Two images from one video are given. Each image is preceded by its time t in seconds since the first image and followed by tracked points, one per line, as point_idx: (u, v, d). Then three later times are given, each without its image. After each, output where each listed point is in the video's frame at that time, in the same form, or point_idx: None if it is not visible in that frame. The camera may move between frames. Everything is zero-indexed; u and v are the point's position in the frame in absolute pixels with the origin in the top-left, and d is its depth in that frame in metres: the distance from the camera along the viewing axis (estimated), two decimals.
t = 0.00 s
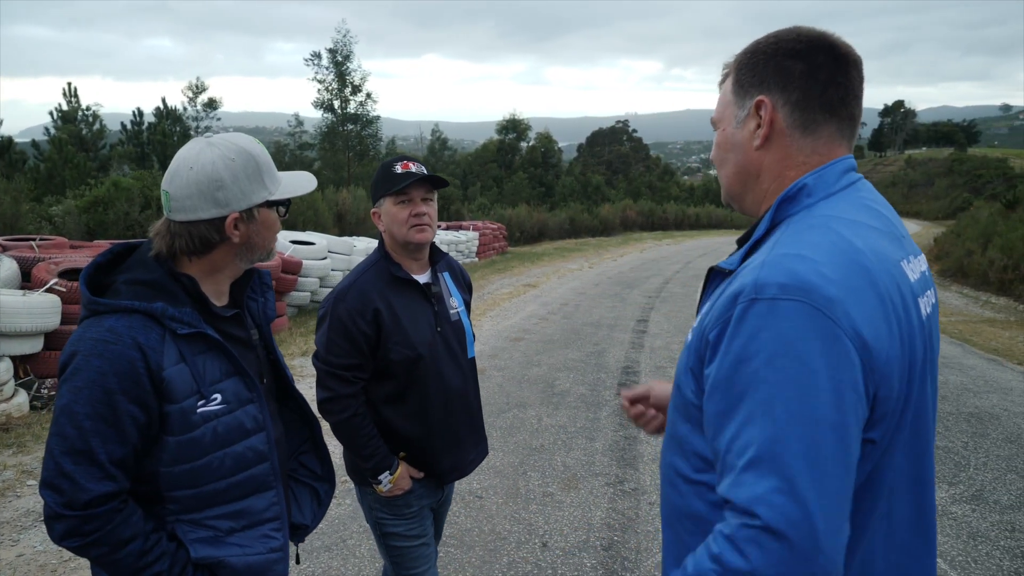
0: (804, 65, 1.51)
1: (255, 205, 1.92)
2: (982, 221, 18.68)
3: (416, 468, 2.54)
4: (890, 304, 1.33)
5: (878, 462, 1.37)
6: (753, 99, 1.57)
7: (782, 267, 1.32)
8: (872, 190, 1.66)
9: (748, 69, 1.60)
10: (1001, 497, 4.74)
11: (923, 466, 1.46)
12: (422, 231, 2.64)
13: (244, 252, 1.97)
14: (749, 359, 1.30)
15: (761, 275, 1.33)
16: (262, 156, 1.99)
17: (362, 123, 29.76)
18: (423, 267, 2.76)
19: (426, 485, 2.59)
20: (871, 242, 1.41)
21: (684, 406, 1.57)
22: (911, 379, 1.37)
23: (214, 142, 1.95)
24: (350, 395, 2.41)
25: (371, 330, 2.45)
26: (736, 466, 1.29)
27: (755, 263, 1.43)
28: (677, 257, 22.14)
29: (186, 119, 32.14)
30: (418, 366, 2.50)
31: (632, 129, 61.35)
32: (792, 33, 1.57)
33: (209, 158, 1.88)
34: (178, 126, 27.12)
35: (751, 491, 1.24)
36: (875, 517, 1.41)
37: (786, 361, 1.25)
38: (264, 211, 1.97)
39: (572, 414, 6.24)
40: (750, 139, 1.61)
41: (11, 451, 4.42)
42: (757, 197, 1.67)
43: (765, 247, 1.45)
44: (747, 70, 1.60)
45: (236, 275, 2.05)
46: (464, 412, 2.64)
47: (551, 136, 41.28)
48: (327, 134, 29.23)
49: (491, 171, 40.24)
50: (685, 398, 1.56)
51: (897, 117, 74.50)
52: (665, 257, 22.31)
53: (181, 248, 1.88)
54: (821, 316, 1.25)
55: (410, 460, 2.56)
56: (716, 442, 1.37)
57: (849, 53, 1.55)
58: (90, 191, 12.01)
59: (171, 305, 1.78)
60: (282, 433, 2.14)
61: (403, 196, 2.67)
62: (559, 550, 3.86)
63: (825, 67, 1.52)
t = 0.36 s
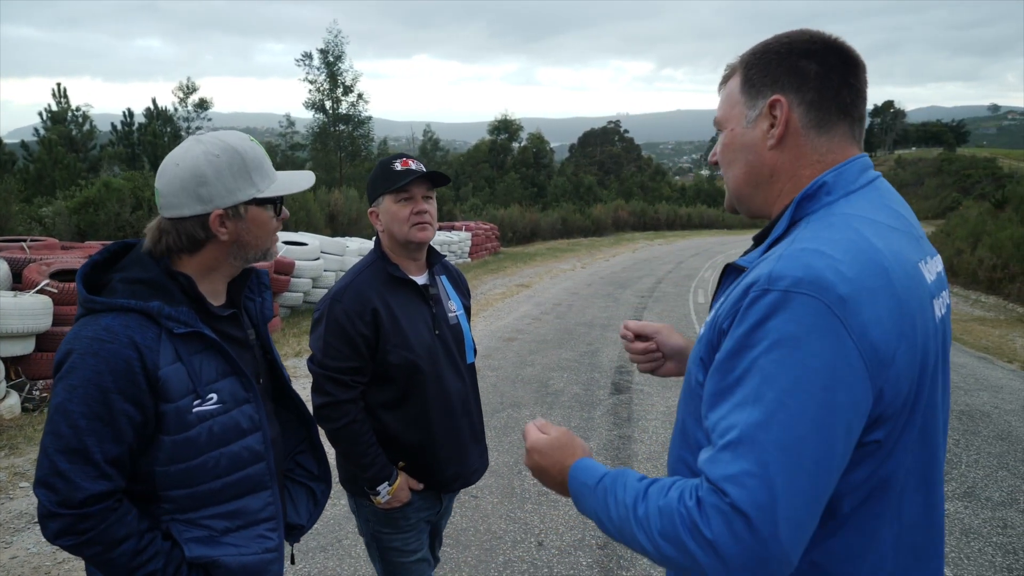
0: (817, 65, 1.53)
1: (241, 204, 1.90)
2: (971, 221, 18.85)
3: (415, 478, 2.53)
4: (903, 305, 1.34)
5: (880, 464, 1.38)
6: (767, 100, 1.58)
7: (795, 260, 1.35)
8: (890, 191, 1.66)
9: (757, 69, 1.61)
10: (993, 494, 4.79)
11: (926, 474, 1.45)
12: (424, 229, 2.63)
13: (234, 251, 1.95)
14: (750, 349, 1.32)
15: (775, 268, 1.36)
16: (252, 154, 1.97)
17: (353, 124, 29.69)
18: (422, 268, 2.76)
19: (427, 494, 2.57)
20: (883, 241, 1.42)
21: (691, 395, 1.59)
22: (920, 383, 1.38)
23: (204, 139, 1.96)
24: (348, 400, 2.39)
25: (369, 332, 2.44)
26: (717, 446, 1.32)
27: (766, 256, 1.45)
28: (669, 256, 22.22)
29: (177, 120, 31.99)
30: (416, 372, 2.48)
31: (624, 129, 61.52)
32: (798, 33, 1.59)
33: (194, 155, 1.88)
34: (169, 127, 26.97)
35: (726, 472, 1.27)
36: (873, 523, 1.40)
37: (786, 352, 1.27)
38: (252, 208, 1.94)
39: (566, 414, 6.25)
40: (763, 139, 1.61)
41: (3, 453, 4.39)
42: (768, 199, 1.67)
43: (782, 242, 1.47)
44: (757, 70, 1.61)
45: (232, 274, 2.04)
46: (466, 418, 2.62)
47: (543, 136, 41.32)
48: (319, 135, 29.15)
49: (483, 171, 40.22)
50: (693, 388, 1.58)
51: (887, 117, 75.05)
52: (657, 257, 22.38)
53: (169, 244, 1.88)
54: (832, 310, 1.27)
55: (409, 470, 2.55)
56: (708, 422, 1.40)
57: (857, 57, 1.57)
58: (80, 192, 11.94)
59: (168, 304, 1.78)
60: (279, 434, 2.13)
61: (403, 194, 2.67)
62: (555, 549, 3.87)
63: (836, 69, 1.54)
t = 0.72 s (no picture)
0: (822, 63, 1.53)
1: (207, 196, 1.91)
2: (967, 221, 18.91)
3: (408, 488, 2.51)
4: (894, 303, 1.35)
5: (880, 460, 1.38)
6: (769, 95, 1.60)
7: (789, 262, 1.35)
8: (880, 189, 1.67)
9: (763, 64, 1.61)
10: (989, 492, 4.81)
11: (925, 467, 1.46)
12: (420, 228, 2.64)
13: (215, 245, 1.94)
14: (751, 353, 1.33)
15: (770, 271, 1.36)
16: (223, 145, 1.96)
17: (351, 125, 29.70)
18: (415, 270, 2.77)
19: (424, 502, 2.55)
20: (876, 240, 1.43)
21: (690, 399, 1.59)
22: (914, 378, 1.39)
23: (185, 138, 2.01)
24: (343, 407, 2.36)
25: (363, 336, 2.41)
26: (726, 452, 1.33)
27: (762, 259, 1.46)
28: (666, 257, 22.25)
29: (174, 121, 31.95)
30: (411, 377, 2.47)
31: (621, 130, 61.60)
32: (807, 29, 1.58)
33: (164, 152, 1.93)
34: (166, 129, 26.94)
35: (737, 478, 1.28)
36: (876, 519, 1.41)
37: (786, 355, 1.28)
38: (221, 199, 1.93)
39: (564, 414, 6.25)
40: (764, 134, 1.63)
41: (2, 455, 4.39)
42: (767, 194, 1.70)
43: (778, 244, 1.48)
44: (763, 64, 1.61)
45: (227, 271, 2.04)
46: (461, 422, 2.61)
47: (540, 137, 41.36)
48: (316, 137, 29.15)
49: (480, 172, 40.24)
50: (691, 391, 1.58)
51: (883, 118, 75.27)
52: (655, 257, 22.41)
53: (154, 243, 1.95)
54: (827, 311, 1.28)
55: (403, 480, 2.53)
56: (713, 428, 1.40)
57: (864, 55, 1.56)
58: (77, 193, 11.92)
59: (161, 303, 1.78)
60: (279, 435, 2.13)
61: (400, 192, 2.67)
62: (554, 549, 3.87)
63: (841, 67, 1.53)
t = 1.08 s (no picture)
0: (817, 64, 1.57)
1: (203, 196, 1.91)
2: (967, 221, 18.93)
3: (403, 491, 2.51)
4: (872, 299, 1.36)
5: (859, 455, 1.39)
6: (765, 88, 1.61)
7: (768, 259, 1.37)
8: (866, 188, 1.67)
9: (760, 63, 1.64)
10: (988, 492, 4.82)
11: (907, 462, 1.47)
12: (413, 230, 2.65)
13: (210, 246, 1.95)
14: (731, 348, 1.34)
15: (749, 268, 1.37)
16: (219, 145, 1.97)
17: (350, 126, 29.75)
18: (406, 272, 2.77)
19: (418, 505, 2.55)
20: (855, 237, 1.44)
21: (676, 396, 1.61)
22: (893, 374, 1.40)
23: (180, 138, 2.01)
24: (332, 412, 2.38)
25: (351, 341, 2.43)
26: (706, 446, 1.34)
27: (743, 256, 1.47)
28: (666, 257, 22.27)
29: (173, 123, 31.98)
30: (400, 380, 2.47)
31: (621, 130, 61.62)
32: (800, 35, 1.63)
33: (161, 153, 1.94)
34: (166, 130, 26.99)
35: (716, 471, 1.29)
36: (857, 514, 1.42)
37: (762, 350, 1.29)
38: (217, 200, 1.94)
39: (563, 415, 6.26)
40: (758, 129, 1.64)
41: (2, 455, 4.39)
42: (757, 185, 1.69)
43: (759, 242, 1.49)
44: (760, 63, 1.64)
45: (223, 272, 2.05)
46: (454, 424, 2.60)
47: (540, 137, 41.40)
48: (315, 138, 29.20)
49: (480, 173, 40.28)
50: (678, 389, 1.59)
51: (882, 118, 75.32)
52: (655, 258, 22.43)
53: (149, 244, 1.95)
54: (804, 307, 1.29)
55: (398, 483, 2.53)
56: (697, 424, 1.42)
57: (853, 62, 1.61)
58: (77, 194, 11.94)
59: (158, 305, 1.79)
60: (277, 436, 2.14)
61: (393, 194, 2.68)
62: (552, 549, 3.88)
63: (835, 69, 1.58)
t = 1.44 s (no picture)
0: (798, 64, 1.57)
1: (198, 196, 1.93)
2: (966, 222, 18.97)
3: (390, 491, 2.52)
4: (871, 292, 1.38)
5: (856, 449, 1.41)
6: (746, 90, 1.62)
7: (769, 254, 1.38)
8: (852, 187, 1.70)
9: (741, 61, 1.64)
10: (986, 492, 4.83)
11: (898, 456, 1.50)
12: (407, 232, 2.67)
13: (204, 245, 1.97)
14: (733, 341, 1.35)
15: (751, 262, 1.39)
16: (214, 145, 1.98)
17: (349, 126, 29.78)
18: (401, 272, 2.76)
19: (405, 505, 2.56)
20: (852, 232, 1.47)
21: (671, 392, 1.61)
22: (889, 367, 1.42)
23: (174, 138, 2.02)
24: (320, 408, 2.42)
25: (338, 337, 2.46)
26: (707, 439, 1.35)
27: (742, 251, 1.49)
28: (665, 258, 22.31)
29: (172, 123, 32.01)
30: (387, 379, 2.48)
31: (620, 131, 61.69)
32: (785, 31, 1.63)
33: (155, 152, 1.95)
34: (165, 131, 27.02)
35: (718, 464, 1.30)
36: (853, 507, 1.44)
37: (765, 343, 1.31)
38: (212, 200, 1.95)
39: (562, 415, 6.27)
40: (739, 129, 1.65)
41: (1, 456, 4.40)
42: (738, 187, 1.72)
43: (756, 236, 1.51)
44: (741, 62, 1.64)
45: (217, 273, 2.07)
46: (445, 425, 2.60)
47: (539, 138, 41.43)
48: (315, 138, 29.26)
49: (479, 174, 40.37)
50: (673, 385, 1.60)
51: (881, 119, 75.44)
52: (654, 258, 22.48)
53: (143, 244, 1.96)
54: (808, 301, 1.31)
55: (386, 483, 2.54)
56: (697, 418, 1.43)
57: (836, 59, 1.62)
58: (76, 195, 11.95)
59: (152, 305, 1.80)
60: (271, 435, 2.16)
61: (388, 195, 2.69)
62: (549, 548, 3.89)
63: (817, 69, 1.58)
